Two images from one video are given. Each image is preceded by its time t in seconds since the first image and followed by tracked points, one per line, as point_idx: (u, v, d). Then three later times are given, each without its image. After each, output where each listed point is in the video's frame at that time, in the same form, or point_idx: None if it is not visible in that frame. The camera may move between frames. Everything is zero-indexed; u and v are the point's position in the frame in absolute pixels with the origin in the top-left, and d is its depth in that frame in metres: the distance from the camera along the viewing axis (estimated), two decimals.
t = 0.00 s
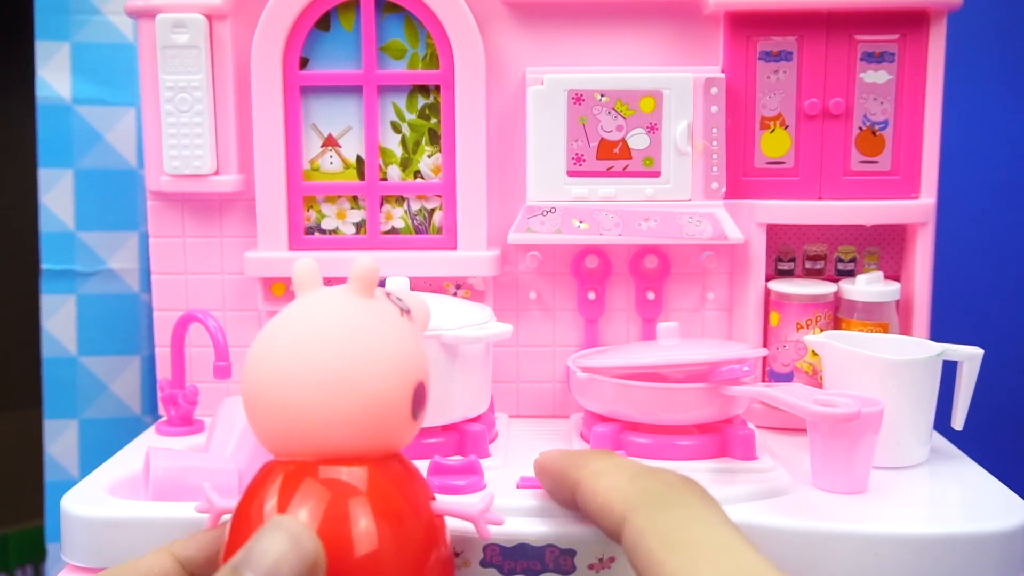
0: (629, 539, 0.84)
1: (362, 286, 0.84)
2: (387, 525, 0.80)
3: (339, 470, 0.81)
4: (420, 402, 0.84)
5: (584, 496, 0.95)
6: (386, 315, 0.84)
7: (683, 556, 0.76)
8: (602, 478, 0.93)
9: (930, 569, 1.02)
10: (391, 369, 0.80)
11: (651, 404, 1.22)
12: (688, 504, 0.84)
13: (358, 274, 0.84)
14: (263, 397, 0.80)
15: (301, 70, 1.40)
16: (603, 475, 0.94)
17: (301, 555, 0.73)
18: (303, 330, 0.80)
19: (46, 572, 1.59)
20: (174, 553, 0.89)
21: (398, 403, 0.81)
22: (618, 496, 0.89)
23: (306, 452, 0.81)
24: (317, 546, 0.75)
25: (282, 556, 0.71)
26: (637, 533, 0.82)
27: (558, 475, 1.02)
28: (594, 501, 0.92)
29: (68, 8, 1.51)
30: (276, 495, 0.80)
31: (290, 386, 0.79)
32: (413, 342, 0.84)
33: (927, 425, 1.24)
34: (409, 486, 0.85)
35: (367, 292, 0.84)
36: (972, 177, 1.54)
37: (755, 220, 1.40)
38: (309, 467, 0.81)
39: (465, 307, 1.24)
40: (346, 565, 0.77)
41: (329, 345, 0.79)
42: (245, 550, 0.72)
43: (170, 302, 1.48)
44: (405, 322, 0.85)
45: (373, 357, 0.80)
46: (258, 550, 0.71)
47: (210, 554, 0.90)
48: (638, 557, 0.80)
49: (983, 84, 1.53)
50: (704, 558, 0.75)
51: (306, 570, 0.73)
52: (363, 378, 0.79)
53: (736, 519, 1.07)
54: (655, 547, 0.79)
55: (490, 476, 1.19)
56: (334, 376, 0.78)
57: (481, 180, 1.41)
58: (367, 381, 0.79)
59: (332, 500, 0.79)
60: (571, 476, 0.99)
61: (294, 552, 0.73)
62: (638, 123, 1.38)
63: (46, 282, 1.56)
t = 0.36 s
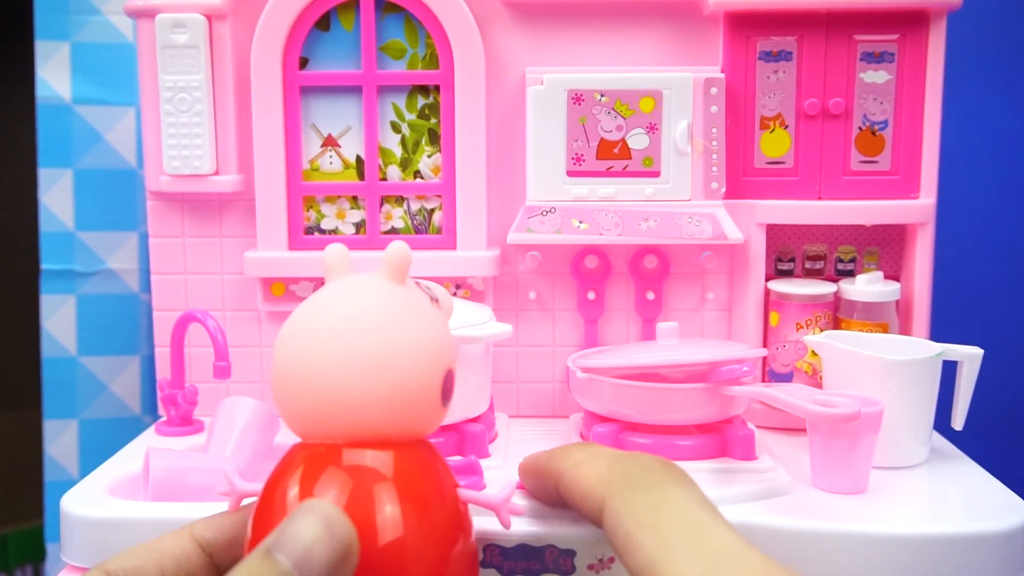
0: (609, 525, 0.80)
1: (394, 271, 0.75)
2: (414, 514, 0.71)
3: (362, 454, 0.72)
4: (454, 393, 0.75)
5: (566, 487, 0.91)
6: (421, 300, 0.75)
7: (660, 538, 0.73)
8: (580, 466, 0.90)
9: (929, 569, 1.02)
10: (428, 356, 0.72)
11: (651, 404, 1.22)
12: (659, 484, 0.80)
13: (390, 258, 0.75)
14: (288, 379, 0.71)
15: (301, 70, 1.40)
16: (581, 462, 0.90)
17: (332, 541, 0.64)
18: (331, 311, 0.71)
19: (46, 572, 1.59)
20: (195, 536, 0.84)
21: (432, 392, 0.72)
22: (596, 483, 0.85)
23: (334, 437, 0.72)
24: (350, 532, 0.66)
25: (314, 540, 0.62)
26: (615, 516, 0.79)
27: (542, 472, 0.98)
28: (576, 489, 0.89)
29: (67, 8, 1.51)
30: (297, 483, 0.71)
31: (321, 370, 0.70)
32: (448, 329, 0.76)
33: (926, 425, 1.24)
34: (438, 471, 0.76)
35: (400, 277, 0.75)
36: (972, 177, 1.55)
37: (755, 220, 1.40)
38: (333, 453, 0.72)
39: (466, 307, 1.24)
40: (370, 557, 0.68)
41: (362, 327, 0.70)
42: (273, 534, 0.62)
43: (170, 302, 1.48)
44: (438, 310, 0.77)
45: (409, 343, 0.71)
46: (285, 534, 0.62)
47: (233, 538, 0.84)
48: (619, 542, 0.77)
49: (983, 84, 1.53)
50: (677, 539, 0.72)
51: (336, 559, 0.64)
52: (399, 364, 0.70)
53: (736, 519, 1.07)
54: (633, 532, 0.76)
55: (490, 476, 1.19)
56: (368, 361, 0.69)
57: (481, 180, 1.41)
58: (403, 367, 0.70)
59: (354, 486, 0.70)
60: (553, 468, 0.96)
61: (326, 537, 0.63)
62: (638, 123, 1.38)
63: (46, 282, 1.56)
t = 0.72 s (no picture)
0: (596, 512, 0.82)
1: (435, 286, 0.76)
2: (425, 517, 0.72)
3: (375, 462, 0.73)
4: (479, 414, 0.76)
5: (559, 475, 0.93)
6: (458, 318, 0.75)
7: (638, 524, 0.75)
8: (573, 452, 0.92)
9: (929, 569, 1.02)
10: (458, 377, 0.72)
11: (651, 404, 1.22)
12: (646, 475, 0.81)
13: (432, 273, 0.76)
14: (319, 384, 0.72)
15: (300, 70, 1.40)
16: (574, 448, 0.92)
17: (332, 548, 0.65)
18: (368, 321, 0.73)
19: (44, 572, 1.59)
20: (216, 536, 0.85)
21: (457, 412, 0.73)
22: (587, 473, 0.87)
23: (359, 446, 0.73)
24: (348, 542, 0.67)
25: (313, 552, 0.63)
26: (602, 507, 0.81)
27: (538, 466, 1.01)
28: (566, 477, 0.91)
29: (66, 8, 1.51)
30: (310, 494, 0.72)
31: (351, 379, 0.71)
32: (481, 351, 0.76)
33: (926, 425, 1.24)
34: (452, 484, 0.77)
35: (441, 293, 0.76)
36: (971, 177, 1.54)
37: (755, 220, 1.40)
38: (352, 462, 0.73)
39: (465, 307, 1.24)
40: (383, 561, 0.69)
41: (395, 341, 0.71)
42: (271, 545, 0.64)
43: (169, 302, 1.48)
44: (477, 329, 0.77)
45: (439, 363, 0.71)
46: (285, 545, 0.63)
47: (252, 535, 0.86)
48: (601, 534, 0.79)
49: (983, 84, 1.53)
50: (654, 524, 0.73)
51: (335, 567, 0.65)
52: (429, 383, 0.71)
53: (736, 519, 1.07)
54: (617, 520, 0.77)
55: (490, 476, 1.19)
56: (397, 376, 0.70)
57: (481, 180, 1.41)
58: (432, 386, 0.71)
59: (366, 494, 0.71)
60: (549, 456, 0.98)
61: (326, 545, 0.65)
62: (637, 123, 1.38)
63: (45, 282, 1.55)
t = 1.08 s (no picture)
0: (593, 506, 0.86)
1: (457, 308, 0.83)
2: (436, 540, 0.78)
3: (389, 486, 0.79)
4: (491, 438, 0.82)
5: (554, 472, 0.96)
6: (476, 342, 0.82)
7: (633, 516, 0.79)
8: (567, 450, 0.95)
9: (929, 570, 1.02)
10: (472, 401, 0.79)
11: (651, 405, 1.21)
12: (636, 466, 0.85)
13: (455, 296, 0.83)
14: (339, 404, 0.79)
15: (299, 70, 1.40)
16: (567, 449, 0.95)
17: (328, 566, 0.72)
18: (391, 343, 0.79)
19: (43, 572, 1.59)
20: (235, 557, 0.89)
21: (470, 434, 0.79)
22: (581, 468, 0.91)
23: (371, 463, 0.79)
24: (345, 561, 0.73)
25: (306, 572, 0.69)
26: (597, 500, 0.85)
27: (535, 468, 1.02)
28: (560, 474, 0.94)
29: (65, 7, 1.51)
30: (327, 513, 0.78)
31: (367, 399, 0.78)
32: (496, 375, 0.82)
33: (926, 426, 1.24)
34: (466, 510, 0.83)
35: (461, 316, 0.83)
36: (972, 176, 1.54)
37: (755, 220, 1.40)
38: (366, 481, 0.80)
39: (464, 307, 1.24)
40: None
41: (408, 365, 0.78)
42: (272, 566, 0.71)
43: (168, 302, 1.47)
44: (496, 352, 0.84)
45: (453, 386, 0.78)
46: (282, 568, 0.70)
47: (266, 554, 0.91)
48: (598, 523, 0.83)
49: (983, 84, 1.52)
50: (651, 515, 0.77)
51: None
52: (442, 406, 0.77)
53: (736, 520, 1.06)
54: (613, 510, 0.81)
55: (489, 477, 1.19)
56: (409, 397, 0.77)
57: (480, 180, 1.40)
58: (446, 409, 0.77)
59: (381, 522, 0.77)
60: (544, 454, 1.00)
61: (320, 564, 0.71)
62: (637, 123, 1.38)
63: (45, 282, 1.55)
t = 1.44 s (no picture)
0: None
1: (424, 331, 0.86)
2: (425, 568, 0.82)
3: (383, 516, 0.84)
4: (466, 462, 0.84)
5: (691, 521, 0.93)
6: (444, 364, 0.85)
7: None
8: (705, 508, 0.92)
9: (928, 569, 1.02)
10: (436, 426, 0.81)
11: (651, 404, 1.22)
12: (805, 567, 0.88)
13: (422, 318, 0.86)
14: (313, 439, 0.84)
15: (300, 70, 1.40)
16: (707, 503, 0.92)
17: None
18: (356, 375, 0.83)
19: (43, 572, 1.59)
20: None
21: (439, 458, 0.82)
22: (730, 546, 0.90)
23: (347, 495, 0.84)
24: None
25: None
26: None
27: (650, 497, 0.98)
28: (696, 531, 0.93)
29: (65, 7, 1.51)
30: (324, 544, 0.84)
31: (335, 432, 0.82)
32: (466, 397, 0.84)
33: (926, 426, 1.24)
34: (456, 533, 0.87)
35: (430, 338, 0.86)
36: (971, 177, 1.55)
37: (754, 220, 1.40)
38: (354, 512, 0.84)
39: (464, 307, 1.24)
40: None
41: (369, 396, 0.82)
42: None
43: (169, 302, 1.47)
44: (468, 373, 0.86)
45: (415, 412, 0.81)
46: None
47: None
48: None
49: (983, 85, 1.52)
50: None
51: None
52: (403, 434, 0.81)
53: (735, 520, 1.06)
54: None
55: (490, 477, 1.19)
56: (370, 427, 0.81)
57: (480, 179, 1.40)
58: (406, 435, 0.81)
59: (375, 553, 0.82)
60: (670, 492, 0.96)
61: None
62: (637, 123, 1.38)
63: (46, 282, 1.55)
